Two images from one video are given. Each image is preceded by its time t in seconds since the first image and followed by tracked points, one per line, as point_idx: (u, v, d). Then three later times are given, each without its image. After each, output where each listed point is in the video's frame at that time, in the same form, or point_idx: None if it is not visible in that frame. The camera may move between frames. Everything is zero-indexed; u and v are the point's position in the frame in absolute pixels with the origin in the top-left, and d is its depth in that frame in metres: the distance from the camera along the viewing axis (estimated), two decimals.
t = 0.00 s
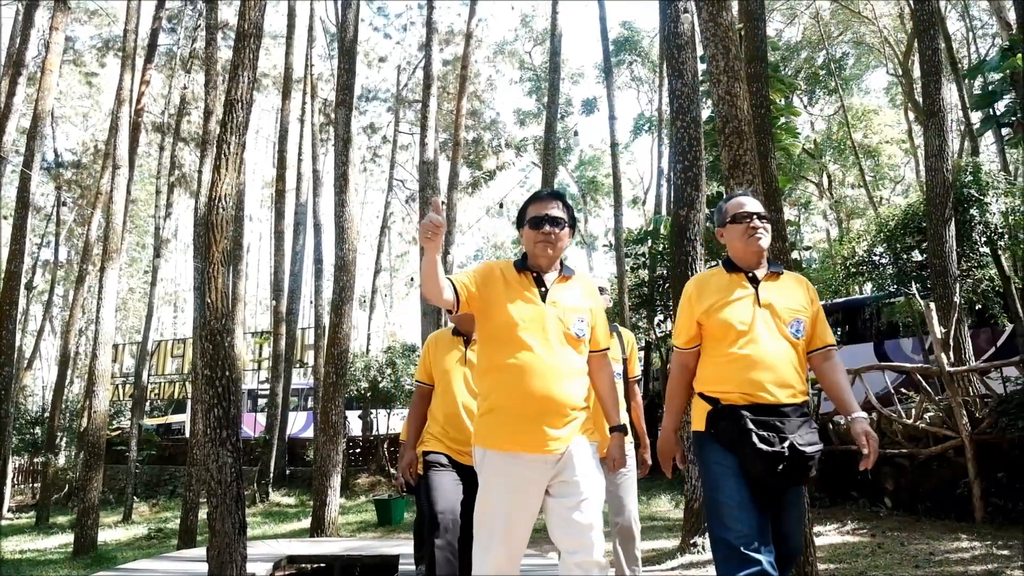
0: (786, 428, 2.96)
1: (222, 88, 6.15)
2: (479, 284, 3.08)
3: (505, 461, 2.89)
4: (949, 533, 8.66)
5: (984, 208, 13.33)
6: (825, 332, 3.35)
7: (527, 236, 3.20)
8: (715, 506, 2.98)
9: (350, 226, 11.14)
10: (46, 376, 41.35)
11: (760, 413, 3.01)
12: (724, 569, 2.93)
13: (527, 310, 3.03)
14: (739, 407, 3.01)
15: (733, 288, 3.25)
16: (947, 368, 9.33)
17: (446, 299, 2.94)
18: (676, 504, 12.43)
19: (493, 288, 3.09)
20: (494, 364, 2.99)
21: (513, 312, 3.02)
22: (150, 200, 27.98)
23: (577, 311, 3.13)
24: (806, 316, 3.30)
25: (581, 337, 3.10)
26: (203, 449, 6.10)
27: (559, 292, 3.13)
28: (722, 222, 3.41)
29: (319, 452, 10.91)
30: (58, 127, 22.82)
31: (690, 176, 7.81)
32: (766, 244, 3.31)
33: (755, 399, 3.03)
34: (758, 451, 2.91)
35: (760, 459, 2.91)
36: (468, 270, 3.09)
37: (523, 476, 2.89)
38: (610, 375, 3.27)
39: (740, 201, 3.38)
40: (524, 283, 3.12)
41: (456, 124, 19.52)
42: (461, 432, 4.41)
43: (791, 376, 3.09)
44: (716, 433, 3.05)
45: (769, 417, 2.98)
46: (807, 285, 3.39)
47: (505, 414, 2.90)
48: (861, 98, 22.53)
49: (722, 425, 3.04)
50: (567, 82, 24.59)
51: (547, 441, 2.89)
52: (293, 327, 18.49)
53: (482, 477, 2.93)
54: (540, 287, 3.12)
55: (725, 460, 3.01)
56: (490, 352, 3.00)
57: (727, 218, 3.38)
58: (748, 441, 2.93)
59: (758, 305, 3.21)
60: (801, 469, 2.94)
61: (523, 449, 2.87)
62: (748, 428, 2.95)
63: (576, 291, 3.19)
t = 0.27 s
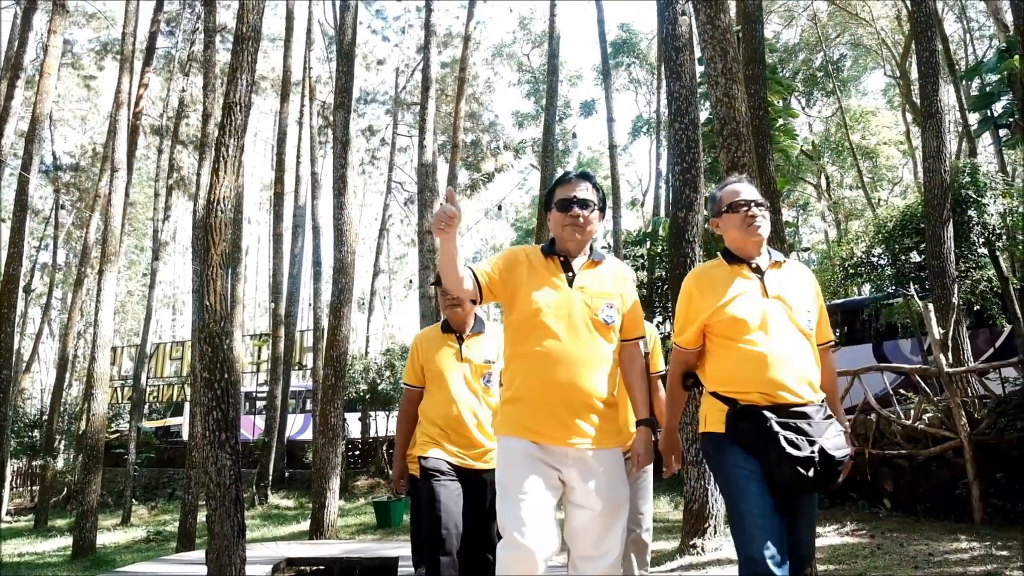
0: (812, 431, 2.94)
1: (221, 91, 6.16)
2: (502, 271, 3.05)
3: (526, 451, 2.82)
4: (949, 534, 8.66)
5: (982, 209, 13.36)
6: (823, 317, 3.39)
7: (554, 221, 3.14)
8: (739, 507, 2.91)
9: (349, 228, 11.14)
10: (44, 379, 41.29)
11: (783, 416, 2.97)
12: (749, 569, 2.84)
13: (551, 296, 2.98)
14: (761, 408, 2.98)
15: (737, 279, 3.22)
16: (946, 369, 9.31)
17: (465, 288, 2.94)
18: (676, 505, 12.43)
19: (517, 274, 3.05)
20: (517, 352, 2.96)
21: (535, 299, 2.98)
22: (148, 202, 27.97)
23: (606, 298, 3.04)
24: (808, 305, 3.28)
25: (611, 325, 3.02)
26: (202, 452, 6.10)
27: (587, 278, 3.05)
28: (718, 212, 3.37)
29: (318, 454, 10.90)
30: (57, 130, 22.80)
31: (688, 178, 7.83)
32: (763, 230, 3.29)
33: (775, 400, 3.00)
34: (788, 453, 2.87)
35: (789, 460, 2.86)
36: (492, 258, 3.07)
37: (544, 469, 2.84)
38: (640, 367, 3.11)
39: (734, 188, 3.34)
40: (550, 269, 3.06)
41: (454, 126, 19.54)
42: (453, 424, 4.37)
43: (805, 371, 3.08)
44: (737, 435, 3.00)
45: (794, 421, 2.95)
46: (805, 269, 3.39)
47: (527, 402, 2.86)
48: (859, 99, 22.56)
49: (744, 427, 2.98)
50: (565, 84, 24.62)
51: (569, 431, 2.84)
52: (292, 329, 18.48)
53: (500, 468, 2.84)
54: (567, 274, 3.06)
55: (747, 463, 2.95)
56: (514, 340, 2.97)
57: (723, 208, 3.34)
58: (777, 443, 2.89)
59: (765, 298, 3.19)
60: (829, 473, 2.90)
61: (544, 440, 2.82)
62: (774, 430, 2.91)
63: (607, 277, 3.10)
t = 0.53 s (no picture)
0: (820, 420, 2.76)
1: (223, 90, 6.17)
2: (510, 265, 3.04)
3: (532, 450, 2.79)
4: (948, 538, 8.66)
5: (983, 213, 13.36)
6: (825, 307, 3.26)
7: (565, 212, 3.10)
8: (735, 502, 2.83)
9: (351, 228, 11.14)
10: (44, 377, 41.28)
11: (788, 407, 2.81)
12: (740, 571, 2.80)
13: (560, 290, 2.94)
14: (765, 396, 2.84)
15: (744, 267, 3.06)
16: (947, 374, 9.25)
17: (471, 283, 2.97)
18: (675, 508, 12.43)
19: (527, 268, 3.03)
20: (527, 348, 2.94)
21: (544, 293, 2.94)
22: (150, 200, 28.05)
23: (621, 291, 2.97)
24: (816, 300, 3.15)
25: (625, 320, 2.94)
26: (201, 451, 6.11)
27: (601, 272, 2.99)
28: (725, 193, 3.16)
29: (318, 454, 10.90)
30: (59, 127, 22.82)
31: (690, 180, 7.83)
32: (772, 214, 3.13)
33: (782, 390, 2.85)
34: (788, 447, 2.72)
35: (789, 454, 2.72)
36: (501, 252, 3.07)
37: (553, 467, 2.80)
38: (657, 361, 3.04)
39: (744, 170, 3.16)
40: (561, 262, 3.02)
41: (456, 127, 19.55)
42: (445, 413, 4.30)
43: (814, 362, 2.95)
44: (738, 427, 2.87)
45: (801, 409, 2.78)
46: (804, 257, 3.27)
47: (534, 399, 2.84)
48: (861, 103, 22.56)
49: (747, 418, 2.85)
50: (568, 86, 24.64)
51: (577, 429, 2.78)
52: (293, 328, 18.49)
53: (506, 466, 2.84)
54: (580, 267, 3.00)
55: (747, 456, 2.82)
56: (524, 335, 2.95)
57: (733, 190, 3.14)
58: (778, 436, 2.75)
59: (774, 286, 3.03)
60: (834, 470, 2.72)
61: (553, 438, 2.78)
62: (778, 421, 2.76)
63: (621, 269, 3.01)
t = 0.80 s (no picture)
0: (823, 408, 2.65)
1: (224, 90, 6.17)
2: (501, 262, 2.92)
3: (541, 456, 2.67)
4: (948, 540, 8.66)
5: (984, 215, 13.36)
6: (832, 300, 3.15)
7: (554, 201, 3.00)
8: (739, 505, 2.68)
9: (351, 229, 11.15)
10: (44, 376, 41.27)
11: (792, 399, 2.69)
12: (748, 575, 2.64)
13: (557, 283, 2.83)
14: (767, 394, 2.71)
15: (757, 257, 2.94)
16: (948, 375, 9.23)
17: (461, 290, 2.85)
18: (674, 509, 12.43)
19: (520, 267, 2.91)
20: (526, 347, 2.84)
21: (540, 289, 2.84)
22: (151, 200, 28.10)
23: (619, 281, 2.88)
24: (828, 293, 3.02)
25: (627, 310, 2.86)
26: (201, 451, 6.10)
27: (597, 262, 2.90)
28: (740, 180, 3.05)
29: (318, 455, 10.90)
30: (59, 127, 22.82)
31: (690, 181, 7.84)
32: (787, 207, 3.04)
33: (788, 383, 2.73)
34: (792, 442, 2.60)
35: (793, 449, 2.61)
36: (490, 248, 2.94)
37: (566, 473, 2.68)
38: (664, 356, 3.04)
39: (762, 158, 3.04)
40: (554, 254, 2.92)
41: (457, 127, 19.55)
42: (447, 413, 4.28)
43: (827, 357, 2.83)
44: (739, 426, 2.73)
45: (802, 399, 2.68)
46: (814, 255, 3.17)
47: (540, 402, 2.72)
48: (862, 104, 22.57)
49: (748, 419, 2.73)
50: (569, 86, 24.66)
51: (587, 430, 2.68)
52: (293, 328, 18.50)
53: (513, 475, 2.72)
54: (574, 258, 2.91)
55: (750, 458, 2.67)
56: (523, 338, 2.85)
57: (750, 176, 3.02)
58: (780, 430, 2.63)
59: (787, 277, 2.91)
60: (845, 456, 2.60)
61: (563, 442, 2.66)
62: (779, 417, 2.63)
63: (617, 258, 2.93)
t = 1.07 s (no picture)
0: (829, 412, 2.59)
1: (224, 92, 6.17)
2: (481, 244, 2.62)
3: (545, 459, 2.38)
4: (950, 538, 8.65)
5: (984, 213, 13.34)
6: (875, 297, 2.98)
7: (538, 169, 2.73)
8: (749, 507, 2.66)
9: (351, 229, 11.15)
10: (46, 378, 41.27)
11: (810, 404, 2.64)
12: None
13: (548, 260, 2.56)
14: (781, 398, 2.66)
15: (787, 250, 2.80)
16: (948, 373, 9.22)
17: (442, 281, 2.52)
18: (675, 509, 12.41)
19: (505, 247, 2.62)
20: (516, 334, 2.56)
21: (528, 270, 2.55)
22: (151, 202, 28.15)
23: (614, 252, 2.63)
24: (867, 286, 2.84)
25: (625, 282, 2.60)
26: (203, 453, 6.10)
27: (589, 234, 2.63)
28: (768, 164, 2.89)
29: (319, 456, 10.90)
30: (59, 129, 22.79)
31: (690, 180, 7.84)
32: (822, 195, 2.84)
33: (806, 389, 2.65)
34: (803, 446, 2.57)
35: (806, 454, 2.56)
36: (469, 233, 2.65)
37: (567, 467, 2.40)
38: (663, 331, 2.74)
39: (796, 139, 2.86)
40: (540, 229, 2.64)
41: (457, 128, 19.55)
42: (465, 407, 4.05)
43: (853, 359, 2.68)
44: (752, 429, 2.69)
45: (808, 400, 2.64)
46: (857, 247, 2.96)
47: (539, 393, 2.45)
48: (862, 103, 22.56)
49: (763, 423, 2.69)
50: (568, 86, 24.66)
51: (592, 419, 2.41)
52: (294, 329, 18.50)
53: (510, 481, 2.44)
54: (564, 230, 2.64)
55: (762, 464, 2.65)
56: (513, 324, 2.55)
57: (781, 162, 2.85)
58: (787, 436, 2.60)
59: (815, 276, 2.76)
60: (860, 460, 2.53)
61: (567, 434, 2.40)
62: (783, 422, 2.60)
63: (609, 227, 2.68)
